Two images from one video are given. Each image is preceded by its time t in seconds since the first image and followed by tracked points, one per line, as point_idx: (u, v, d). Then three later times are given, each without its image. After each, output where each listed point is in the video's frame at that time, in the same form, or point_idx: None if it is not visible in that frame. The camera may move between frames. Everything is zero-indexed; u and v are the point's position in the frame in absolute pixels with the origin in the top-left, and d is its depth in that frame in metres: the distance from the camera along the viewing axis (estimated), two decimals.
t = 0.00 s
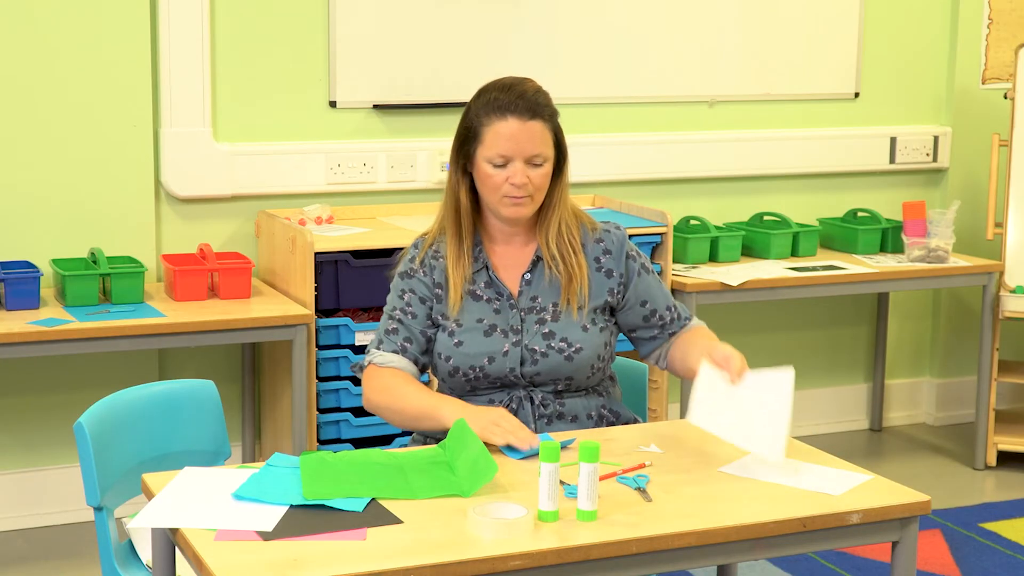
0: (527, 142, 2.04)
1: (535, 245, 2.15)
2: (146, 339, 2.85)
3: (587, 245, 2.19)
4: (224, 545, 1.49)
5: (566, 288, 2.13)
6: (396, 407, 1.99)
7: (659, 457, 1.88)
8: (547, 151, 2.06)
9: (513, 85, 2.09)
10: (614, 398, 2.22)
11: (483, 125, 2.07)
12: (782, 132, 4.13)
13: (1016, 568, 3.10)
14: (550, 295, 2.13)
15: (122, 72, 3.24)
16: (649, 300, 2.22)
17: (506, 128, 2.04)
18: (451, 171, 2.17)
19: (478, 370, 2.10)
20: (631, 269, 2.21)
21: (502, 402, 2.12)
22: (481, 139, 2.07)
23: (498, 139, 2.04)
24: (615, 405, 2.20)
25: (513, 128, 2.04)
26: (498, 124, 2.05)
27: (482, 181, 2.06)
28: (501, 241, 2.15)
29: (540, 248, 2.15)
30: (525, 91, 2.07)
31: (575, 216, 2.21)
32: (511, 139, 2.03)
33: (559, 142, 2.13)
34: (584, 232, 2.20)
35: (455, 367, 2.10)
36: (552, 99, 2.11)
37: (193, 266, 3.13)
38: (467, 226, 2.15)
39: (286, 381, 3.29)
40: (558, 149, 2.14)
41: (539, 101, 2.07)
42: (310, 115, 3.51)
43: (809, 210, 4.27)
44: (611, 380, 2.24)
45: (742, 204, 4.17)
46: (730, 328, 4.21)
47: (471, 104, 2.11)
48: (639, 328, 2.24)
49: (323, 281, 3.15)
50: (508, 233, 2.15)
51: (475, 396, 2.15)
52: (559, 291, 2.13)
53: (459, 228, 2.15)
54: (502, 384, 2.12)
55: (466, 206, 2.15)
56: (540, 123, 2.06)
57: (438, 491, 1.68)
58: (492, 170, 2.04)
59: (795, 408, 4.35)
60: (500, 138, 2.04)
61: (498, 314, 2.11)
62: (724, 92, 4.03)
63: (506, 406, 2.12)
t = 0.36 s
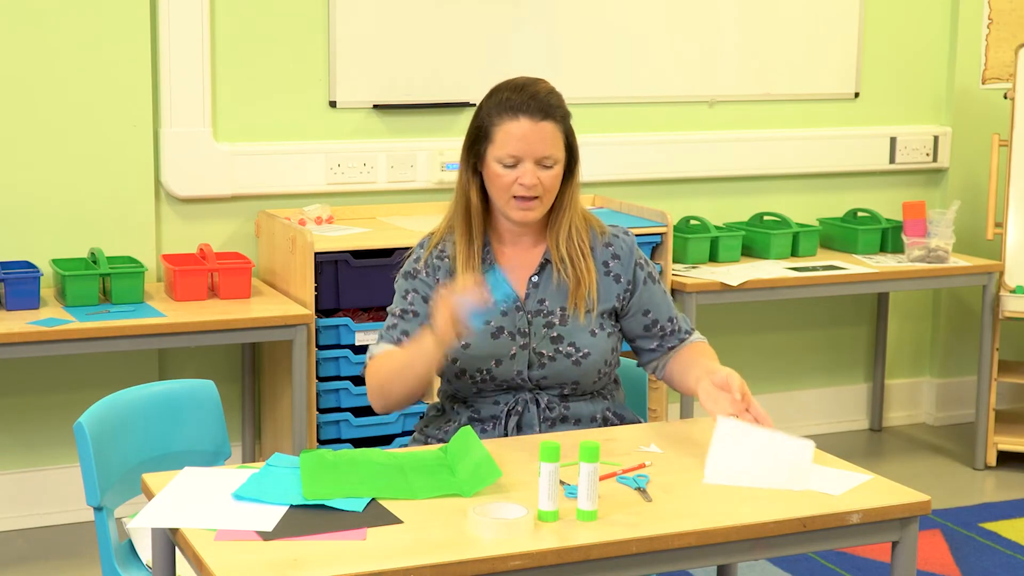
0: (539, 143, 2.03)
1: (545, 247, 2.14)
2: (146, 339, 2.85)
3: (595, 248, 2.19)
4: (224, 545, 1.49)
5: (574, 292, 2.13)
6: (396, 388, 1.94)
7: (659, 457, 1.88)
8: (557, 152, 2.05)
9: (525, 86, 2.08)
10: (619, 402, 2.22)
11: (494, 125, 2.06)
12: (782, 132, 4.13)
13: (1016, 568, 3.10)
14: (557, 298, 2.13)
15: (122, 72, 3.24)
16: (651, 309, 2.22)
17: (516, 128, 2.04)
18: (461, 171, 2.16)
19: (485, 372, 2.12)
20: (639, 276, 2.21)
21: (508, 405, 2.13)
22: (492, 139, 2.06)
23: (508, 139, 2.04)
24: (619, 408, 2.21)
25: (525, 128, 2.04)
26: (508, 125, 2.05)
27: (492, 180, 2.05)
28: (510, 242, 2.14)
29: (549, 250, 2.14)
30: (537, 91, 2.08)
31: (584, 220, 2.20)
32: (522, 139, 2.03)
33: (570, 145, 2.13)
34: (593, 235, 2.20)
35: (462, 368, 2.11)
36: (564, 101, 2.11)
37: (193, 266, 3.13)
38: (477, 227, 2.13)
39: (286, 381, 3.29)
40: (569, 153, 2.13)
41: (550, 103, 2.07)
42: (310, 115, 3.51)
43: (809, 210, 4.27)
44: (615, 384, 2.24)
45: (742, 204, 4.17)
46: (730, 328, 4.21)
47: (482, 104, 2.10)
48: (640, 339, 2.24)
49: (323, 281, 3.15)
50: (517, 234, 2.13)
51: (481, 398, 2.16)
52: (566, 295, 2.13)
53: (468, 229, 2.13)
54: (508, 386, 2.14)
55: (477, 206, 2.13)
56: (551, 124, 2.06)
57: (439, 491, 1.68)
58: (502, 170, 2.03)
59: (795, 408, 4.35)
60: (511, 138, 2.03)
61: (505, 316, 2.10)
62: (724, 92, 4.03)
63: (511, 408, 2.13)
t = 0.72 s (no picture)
0: (541, 143, 2.03)
1: (546, 247, 2.15)
2: (146, 339, 2.85)
3: (595, 246, 2.19)
4: (223, 545, 1.49)
5: (574, 292, 2.13)
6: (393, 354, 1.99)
7: (659, 457, 1.88)
8: (560, 153, 2.05)
9: (528, 88, 2.09)
10: (619, 402, 2.23)
11: (497, 126, 2.07)
12: (781, 132, 4.13)
13: (1016, 568, 3.10)
14: (557, 299, 2.13)
15: (122, 72, 3.24)
16: (645, 313, 2.20)
17: (519, 129, 2.04)
18: (465, 171, 2.16)
19: (485, 372, 2.11)
20: (638, 277, 2.20)
21: (508, 405, 2.13)
22: (495, 140, 2.07)
23: (512, 141, 2.04)
24: (619, 407, 2.21)
25: (527, 128, 2.04)
26: (511, 126, 2.05)
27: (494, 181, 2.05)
28: (512, 241, 2.14)
29: (551, 250, 2.14)
30: (539, 92, 2.08)
31: (586, 219, 2.21)
32: (525, 138, 2.03)
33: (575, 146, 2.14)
34: (593, 233, 2.21)
35: (463, 367, 2.11)
36: (567, 102, 2.11)
37: (193, 266, 3.13)
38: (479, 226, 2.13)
39: (286, 380, 3.29)
40: (573, 152, 2.15)
41: (552, 104, 2.08)
42: (310, 115, 3.51)
43: (809, 210, 4.27)
44: (615, 384, 2.25)
45: (742, 204, 4.17)
46: (730, 328, 4.21)
47: (485, 105, 2.11)
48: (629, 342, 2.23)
49: (323, 281, 3.15)
50: (520, 232, 2.13)
51: (480, 398, 2.15)
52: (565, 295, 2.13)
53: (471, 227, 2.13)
54: (509, 386, 2.14)
55: (480, 208, 2.14)
56: (553, 124, 2.06)
57: (439, 491, 1.68)
58: (505, 170, 2.03)
59: (795, 408, 4.35)
60: (513, 138, 2.04)
61: (506, 316, 2.11)
62: (724, 92, 4.03)
63: (511, 408, 2.13)
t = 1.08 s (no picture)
0: (538, 140, 2.03)
1: (548, 246, 2.14)
2: (146, 339, 2.85)
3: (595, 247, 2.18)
4: (223, 545, 1.49)
5: (574, 292, 2.13)
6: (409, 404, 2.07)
7: (658, 457, 1.88)
8: (558, 148, 2.05)
9: (524, 84, 2.09)
10: (620, 402, 2.24)
11: (494, 123, 2.07)
12: (781, 132, 4.13)
13: (1016, 568, 3.10)
14: (556, 298, 2.13)
15: (122, 72, 3.24)
16: (629, 307, 2.17)
17: (517, 125, 2.04)
18: (464, 173, 2.17)
19: (482, 371, 2.12)
20: (635, 274, 2.18)
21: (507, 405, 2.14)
22: (493, 138, 2.07)
23: (508, 138, 2.04)
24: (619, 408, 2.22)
25: (523, 124, 2.04)
26: (508, 122, 2.05)
27: (493, 179, 2.06)
28: (514, 241, 2.15)
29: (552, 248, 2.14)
30: (535, 89, 2.08)
31: (587, 220, 2.20)
32: (523, 135, 2.03)
33: (572, 143, 2.13)
34: (594, 234, 2.20)
35: (460, 367, 2.12)
36: (564, 97, 2.11)
37: (193, 266, 3.13)
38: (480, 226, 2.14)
39: (286, 380, 3.29)
40: (572, 149, 2.14)
41: (549, 99, 2.08)
42: (310, 115, 3.51)
43: (809, 210, 4.27)
44: (615, 384, 2.25)
45: (742, 204, 4.17)
46: (730, 328, 4.21)
47: (482, 104, 2.12)
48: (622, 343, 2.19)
49: (323, 281, 3.15)
50: (520, 232, 2.14)
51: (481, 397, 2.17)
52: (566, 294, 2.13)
53: (471, 228, 2.14)
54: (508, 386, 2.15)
55: (479, 208, 2.14)
56: (550, 119, 2.06)
57: (439, 491, 1.68)
58: (504, 168, 2.04)
59: (795, 408, 4.35)
60: (511, 135, 2.04)
61: (503, 314, 2.12)
62: (724, 92, 4.03)
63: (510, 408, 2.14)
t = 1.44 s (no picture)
0: (525, 123, 2.07)
1: (544, 245, 2.15)
2: (146, 339, 2.85)
3: (593, 249, 2.18)
4: (224, 545, 1.49)
5: (570, 293, 2.12)
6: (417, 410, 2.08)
7: (658, 457, 1.88)
8: (545, 133, 2.09)
9: (513, 76, 2.13)
10: (617, 402, 2.24)
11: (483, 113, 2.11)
12: (781, 132, 4.13)
13: (1016, 568, 3.10)
14: (553, 299, 2.13)
15: (122, 72, 3.24)
16: (629, 309, 2.18)
17: (503, 111, 2.08)
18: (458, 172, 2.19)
19: (480, 372, 2.12)
20: (634, 277, 2.18)
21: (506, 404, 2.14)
22: (481, 127, 2.11)
23: (496, 122, 2.08)
24: (616, 408, 2.22)
25: (510, 111, 2.08)
26: (496, 110, 2.09)
27: (481, 165, 2.09)
28: (510, 240, 2.15)
29: (548, 248, 2.14)
30: (523, 79, 2.12)
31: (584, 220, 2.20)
32: (508, 120, 2.08)
33: (565, 137, 2.15)
34: (592, 234, 2.19)
35: (457, 367, 2.12)
36: (552, 88, 2.15)
37: (193, 266, 3.13)
38: (475, 224, 2.15)
39: (286, 380, 3.29)
40: (565, 145, 2.15)
41: (536, 89, 2.11)
42: (310, 114, 3.51)
43: (809, 210, 4.27)
44: (614, 384, 2.26)
45: (742, 204, 4.17)
46: (730, 328, 4.21)
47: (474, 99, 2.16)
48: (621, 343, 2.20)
49: (323, 281, 3.15)
50: (515, 230, 2.15)
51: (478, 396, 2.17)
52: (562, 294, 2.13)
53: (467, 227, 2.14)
54: (506, 386, 2.15)
55: (473, 206, 2.15)
56: (538, 106, 2.10)
57: (439, 491, 1.68)
58: (491, 153, 2.08)
59: (795, 409, 4.35)
60: (498, 121, 2.08)
61: (500, 314, 2.12)
62: (724, 93, 4.03)
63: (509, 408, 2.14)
